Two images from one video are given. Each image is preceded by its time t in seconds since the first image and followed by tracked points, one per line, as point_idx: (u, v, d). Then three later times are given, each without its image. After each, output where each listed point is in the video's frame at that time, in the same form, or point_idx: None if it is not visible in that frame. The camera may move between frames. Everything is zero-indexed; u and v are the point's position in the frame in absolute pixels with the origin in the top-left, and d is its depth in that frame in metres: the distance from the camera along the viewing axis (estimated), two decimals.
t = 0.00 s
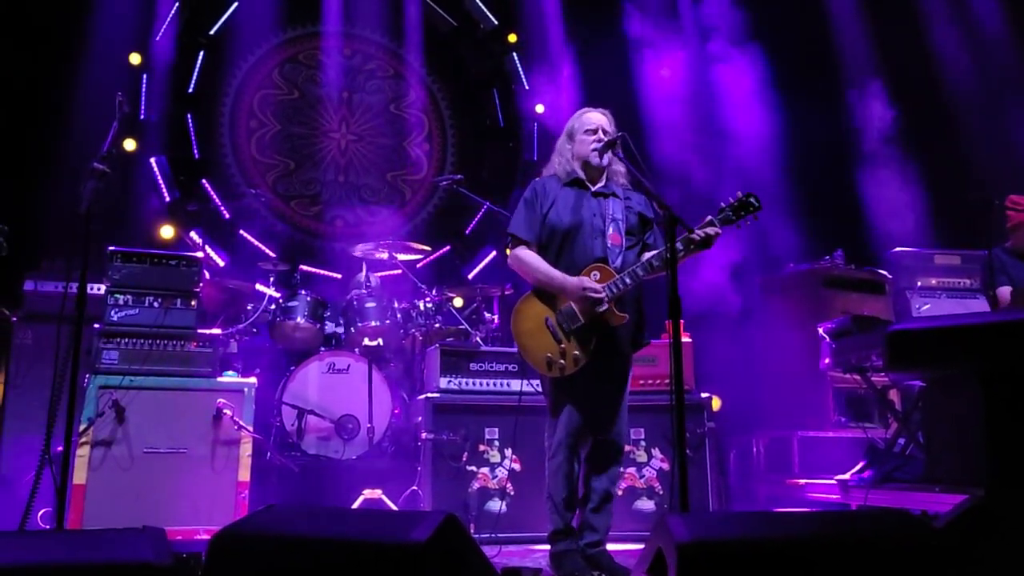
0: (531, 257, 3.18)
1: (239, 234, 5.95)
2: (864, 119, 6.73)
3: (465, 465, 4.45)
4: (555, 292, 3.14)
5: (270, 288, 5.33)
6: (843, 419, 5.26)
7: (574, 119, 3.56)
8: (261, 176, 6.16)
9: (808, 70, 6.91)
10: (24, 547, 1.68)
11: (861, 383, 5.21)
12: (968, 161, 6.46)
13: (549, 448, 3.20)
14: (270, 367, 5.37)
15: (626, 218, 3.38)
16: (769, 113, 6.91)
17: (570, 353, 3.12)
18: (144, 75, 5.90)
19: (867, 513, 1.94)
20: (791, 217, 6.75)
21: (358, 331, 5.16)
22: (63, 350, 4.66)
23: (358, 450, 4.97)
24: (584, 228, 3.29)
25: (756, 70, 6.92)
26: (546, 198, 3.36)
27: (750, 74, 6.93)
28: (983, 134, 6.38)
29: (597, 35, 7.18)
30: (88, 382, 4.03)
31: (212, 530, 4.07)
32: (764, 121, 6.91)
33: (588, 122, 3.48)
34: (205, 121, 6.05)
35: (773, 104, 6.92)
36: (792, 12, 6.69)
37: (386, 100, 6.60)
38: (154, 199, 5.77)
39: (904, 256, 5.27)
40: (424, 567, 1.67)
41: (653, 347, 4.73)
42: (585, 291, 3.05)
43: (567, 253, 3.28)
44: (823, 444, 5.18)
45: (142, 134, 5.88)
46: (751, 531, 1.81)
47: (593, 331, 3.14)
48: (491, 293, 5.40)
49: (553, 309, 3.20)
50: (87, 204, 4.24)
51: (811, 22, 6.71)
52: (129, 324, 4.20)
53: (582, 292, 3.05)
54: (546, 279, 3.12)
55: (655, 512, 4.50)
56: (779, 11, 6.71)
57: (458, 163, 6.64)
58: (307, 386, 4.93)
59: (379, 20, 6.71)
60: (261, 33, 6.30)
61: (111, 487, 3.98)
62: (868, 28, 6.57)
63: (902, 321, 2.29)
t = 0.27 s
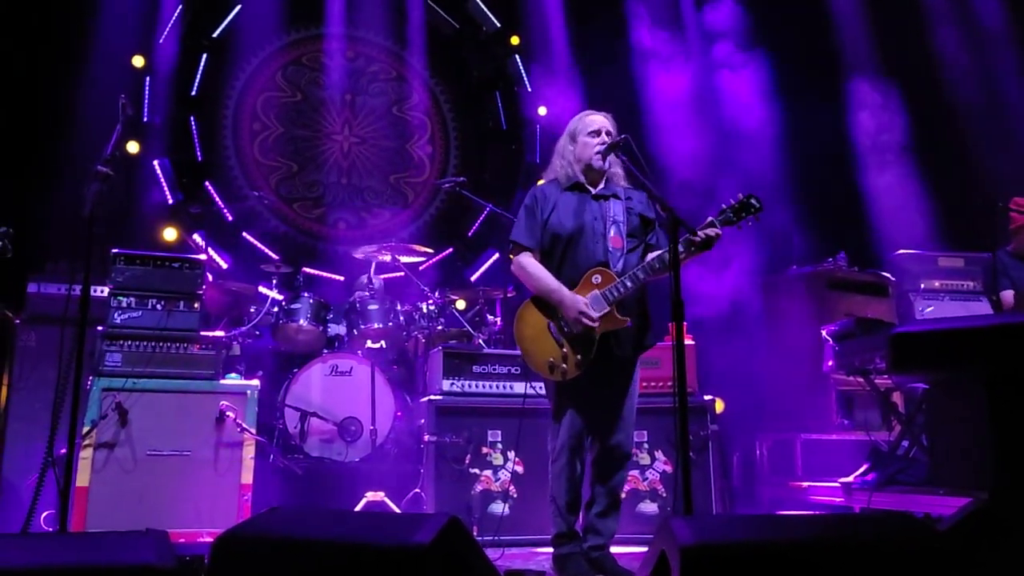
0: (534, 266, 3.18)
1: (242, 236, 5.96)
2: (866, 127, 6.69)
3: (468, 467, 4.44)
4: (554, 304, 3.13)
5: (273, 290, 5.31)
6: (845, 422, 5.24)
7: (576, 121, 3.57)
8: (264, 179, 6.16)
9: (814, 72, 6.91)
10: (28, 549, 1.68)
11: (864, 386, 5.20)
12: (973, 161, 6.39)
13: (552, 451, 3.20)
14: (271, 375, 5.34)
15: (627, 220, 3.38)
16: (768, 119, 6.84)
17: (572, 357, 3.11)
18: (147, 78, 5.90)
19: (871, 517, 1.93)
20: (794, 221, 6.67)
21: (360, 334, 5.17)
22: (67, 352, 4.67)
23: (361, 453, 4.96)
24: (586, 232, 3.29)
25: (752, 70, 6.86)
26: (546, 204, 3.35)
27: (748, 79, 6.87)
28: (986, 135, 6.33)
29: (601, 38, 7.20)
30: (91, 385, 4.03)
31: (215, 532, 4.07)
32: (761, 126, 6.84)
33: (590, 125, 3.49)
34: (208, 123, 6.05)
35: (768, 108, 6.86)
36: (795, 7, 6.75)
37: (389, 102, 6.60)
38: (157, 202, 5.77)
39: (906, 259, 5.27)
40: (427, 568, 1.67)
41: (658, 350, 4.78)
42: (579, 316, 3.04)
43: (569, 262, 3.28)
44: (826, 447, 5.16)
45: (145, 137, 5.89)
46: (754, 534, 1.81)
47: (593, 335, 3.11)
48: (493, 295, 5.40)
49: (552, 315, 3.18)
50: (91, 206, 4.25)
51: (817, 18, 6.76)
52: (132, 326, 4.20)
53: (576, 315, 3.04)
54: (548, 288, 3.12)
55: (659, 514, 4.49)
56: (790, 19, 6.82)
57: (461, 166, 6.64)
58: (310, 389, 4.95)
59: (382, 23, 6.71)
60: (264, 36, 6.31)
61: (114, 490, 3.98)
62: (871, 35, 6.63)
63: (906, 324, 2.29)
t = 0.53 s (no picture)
0: (533, 263, 3.18)
1: (246, 239, 6.00)
2: (871, 130, 6.69)
3: (471, 470, 4.43)
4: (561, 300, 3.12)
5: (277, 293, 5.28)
6: (848, 424, 5.25)
7: (581, 122, 3.58)
8: (268, 181, 6.17)
9: (818, 74, 6.92)
10: (33, 551, 1.68)
11: (869, 390, 5.20)
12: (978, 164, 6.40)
13: (556, 452, 3.20)
14: (275, 378, 5.31)
15: (630, 216, 3.38)
16: (776, 122, 6.81)
17: (579, 355, 3.11)
18: (151, 80, 5.91)
19: (875, 520, 1.93)
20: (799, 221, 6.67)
21: (364, 336, 5.15)
22: (71, 354, 4.68)
23: (364, 455, 4.97)
24: (589, 231, 3.29)
25: (755, 78, 6.85)
26: (548, 204, 3.36)
27: (753, 83, 6.85)
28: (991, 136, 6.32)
29: (603, 40, 7.20)
30: (96, 387, 4.05)
31: (218, 534, 4.07)
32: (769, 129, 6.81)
33: (595, 125, 3.49)
34: (212, 126, 6.06)
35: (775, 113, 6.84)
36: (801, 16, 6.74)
37: (393, 105, 6.61)
38: (161, 204, 5.78)
39: (912, 260, 5.26)
40: (431, 571, 1.66)
41: (661, 352, 4.78)
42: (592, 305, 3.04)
43: (574, 261, 3.27)
44: (829, 449, 5.19)
45: (149, 139, 5.90)
46: (759, 537, 1.80)
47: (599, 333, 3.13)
48: (497, 297, 5.40)
49: (558, 312, 3.18)
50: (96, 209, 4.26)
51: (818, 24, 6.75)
52: (136, 328, 4.20)
53: (591, 304, 3.03)
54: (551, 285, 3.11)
55: (663, 517, 4.48)
56: (794, 23, 6.80)
57: (464, 168, 6.64)
58: (314, 392, 4.94)
59: (386, 25, 6.71)
60: (268, 39, 6.32)
61: (118, 492, 3.99)
62: (875, 40, 6.63)
63: (912, 326, 2.29)
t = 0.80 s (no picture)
0: (542, 263, 3.19)
1: (251, 242, 6.01)
2: (881, 130, 6.64)
3: (477, 473, 4.43)
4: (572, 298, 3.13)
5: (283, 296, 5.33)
6: (856, 428, 5.31)
7: (586, 125, 3.57)
8: (273, 185, 6.19)
9: (828, 78, 6.85)
10: (40, 553, 1.69)
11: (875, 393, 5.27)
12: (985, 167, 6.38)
13: (563, 455, 3.19)
14: (280, 381, 5.33)
15: (636, 218, 3.38)
16: (786, 124, 6.78)
17: (588, 357, 3.11)
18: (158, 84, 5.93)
19: (882, 523, 1.92)
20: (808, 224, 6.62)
21: (370, 339, 5.18)
22: (78, 357, 4.69)
23: (370, 457, 4.97)
24: (596, 233, 3.28)
25: (767, 77, 6.82)
26: (555, 206, 3.35)
27: (761, 84, 6.82)
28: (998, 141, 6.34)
29: (610, 43, 7.15)
30: (102, 391, 4.06)
31: (224, 537, 4.08)
32: (777, 128, 6.78)
33: (600, 128, 3.48)
34: (218, 129, 6.09)
35: (784, 116, 6.80)
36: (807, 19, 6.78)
37: (398, 108, 6.62)
38: (167, 208, 5.80)
39: (920, 262, 5.26)
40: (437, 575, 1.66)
41: (667, 355, 4.78)
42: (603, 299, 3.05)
43: (580, 262, 3.27)
44: (837, 453, 5.14)
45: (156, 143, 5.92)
46: (764, 540, 1.80)
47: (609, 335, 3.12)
48: (502, 300, 5.39)
49: (568, 313, 3.18)
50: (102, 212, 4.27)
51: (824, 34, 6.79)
52: (142, 331, 4.21)
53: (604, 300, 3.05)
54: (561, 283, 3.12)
55: (668, 520, 4.47)
56: (797, 28, 6.82)
57: (469, 171, 6.65)
58: (320, 395, 4.94)
59: (391, 28, 6.71)
60: (274, 42, 6.33)
61: (125, 495, 3.99)
62: (882, 44, 6.62)
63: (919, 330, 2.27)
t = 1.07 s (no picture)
0: (561, 267, 3.11)
1: (258, 245, 6.02)
2: (889, 141, 6.52)
3: (483, 475, 4.44)
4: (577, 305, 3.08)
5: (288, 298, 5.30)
6: (864, 429, 5.29)
7: (589, 131, 3.57)
8: (280, 188, 6.20)
9: (835, 81, 6.83)
10: (47, 555, 1.69)
11: (883, 395, 5.24)
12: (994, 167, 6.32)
13: (570, 459, 3.18)
14: (287, 384, 5.32)
15: (645, 226, 3.38)
16: (793, 132, 6.69)
17: (595, 363, 3.11)
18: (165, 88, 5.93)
19: (890, 527, 1.91)
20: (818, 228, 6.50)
21: (376, 342, 5.14)
22: (85, 360, 4.71)
23: (377, 460, 4.96)
24: (603, 237, 3.28)
25: (774, 85, 6.77)
26: (564, 210, 3.34)
27: (768, 91, 6.76)
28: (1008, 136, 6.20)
29: (615, 45, 7.18)
30: (110, 394, 4.07)
31: (232, 540, 4.08)
32: (784, 133, 6.70)
33: (603, 133, 3.49)
34: (225, 133, 6.11)
35: (791, 124, 6.72)
36: (813, 22, 6.86)
37: (404, 110, 6.62)
38: (174, 211, 5.81)
39: (927, 264, 5.23)
40: None
41: (674, 358, 4.76)
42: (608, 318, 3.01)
43: (587, 265, 3.27)
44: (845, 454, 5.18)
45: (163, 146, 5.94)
46: (772, 543, 1.79)
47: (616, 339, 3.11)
48: (509, 303, 5.39)
49: (573, 321, 3.19)
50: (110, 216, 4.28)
51: (840, 44, 6.81)
52: (150, 334, 4.23)
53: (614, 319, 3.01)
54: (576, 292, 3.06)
55: (676, 523, 4.46)
56: (806, 34, 6.87)
57: (475, 173, 6.65)
58: (327, 398, 4.95)
59: (397, 31, 6.72)
60: (281, 45, 6.34)
61: (133, 498, 4.00)
62: (890, 44, 6.59)
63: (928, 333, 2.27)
